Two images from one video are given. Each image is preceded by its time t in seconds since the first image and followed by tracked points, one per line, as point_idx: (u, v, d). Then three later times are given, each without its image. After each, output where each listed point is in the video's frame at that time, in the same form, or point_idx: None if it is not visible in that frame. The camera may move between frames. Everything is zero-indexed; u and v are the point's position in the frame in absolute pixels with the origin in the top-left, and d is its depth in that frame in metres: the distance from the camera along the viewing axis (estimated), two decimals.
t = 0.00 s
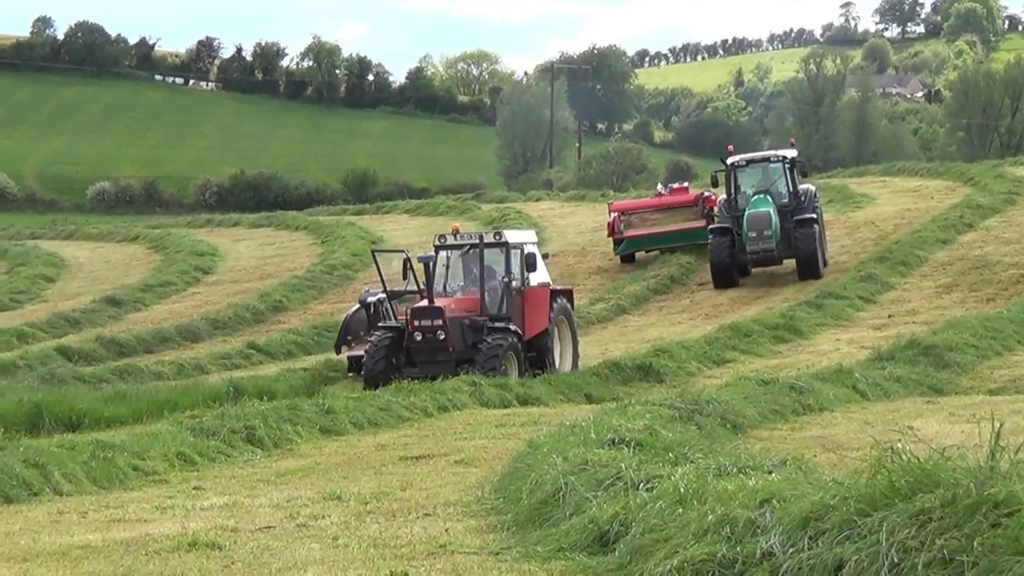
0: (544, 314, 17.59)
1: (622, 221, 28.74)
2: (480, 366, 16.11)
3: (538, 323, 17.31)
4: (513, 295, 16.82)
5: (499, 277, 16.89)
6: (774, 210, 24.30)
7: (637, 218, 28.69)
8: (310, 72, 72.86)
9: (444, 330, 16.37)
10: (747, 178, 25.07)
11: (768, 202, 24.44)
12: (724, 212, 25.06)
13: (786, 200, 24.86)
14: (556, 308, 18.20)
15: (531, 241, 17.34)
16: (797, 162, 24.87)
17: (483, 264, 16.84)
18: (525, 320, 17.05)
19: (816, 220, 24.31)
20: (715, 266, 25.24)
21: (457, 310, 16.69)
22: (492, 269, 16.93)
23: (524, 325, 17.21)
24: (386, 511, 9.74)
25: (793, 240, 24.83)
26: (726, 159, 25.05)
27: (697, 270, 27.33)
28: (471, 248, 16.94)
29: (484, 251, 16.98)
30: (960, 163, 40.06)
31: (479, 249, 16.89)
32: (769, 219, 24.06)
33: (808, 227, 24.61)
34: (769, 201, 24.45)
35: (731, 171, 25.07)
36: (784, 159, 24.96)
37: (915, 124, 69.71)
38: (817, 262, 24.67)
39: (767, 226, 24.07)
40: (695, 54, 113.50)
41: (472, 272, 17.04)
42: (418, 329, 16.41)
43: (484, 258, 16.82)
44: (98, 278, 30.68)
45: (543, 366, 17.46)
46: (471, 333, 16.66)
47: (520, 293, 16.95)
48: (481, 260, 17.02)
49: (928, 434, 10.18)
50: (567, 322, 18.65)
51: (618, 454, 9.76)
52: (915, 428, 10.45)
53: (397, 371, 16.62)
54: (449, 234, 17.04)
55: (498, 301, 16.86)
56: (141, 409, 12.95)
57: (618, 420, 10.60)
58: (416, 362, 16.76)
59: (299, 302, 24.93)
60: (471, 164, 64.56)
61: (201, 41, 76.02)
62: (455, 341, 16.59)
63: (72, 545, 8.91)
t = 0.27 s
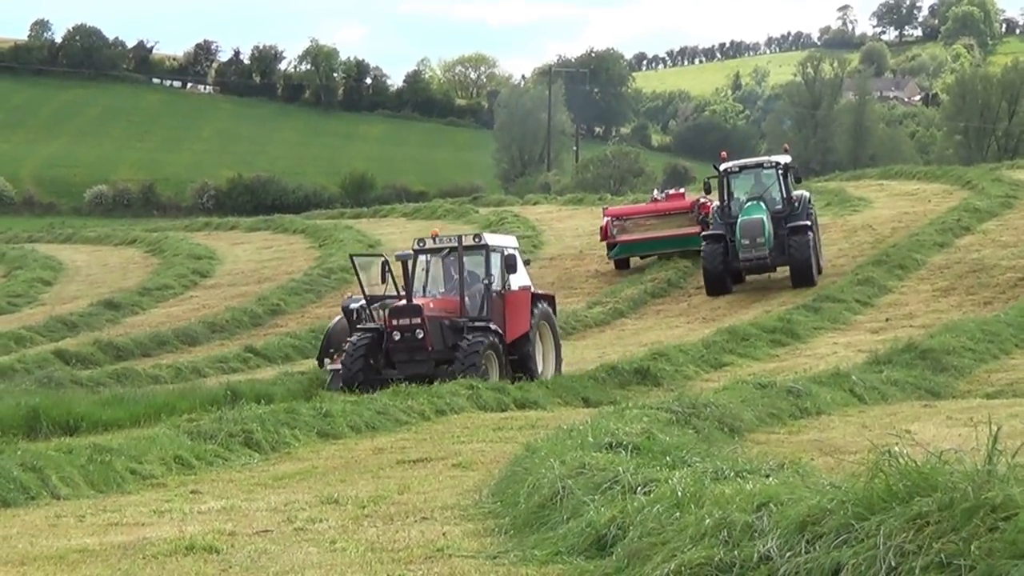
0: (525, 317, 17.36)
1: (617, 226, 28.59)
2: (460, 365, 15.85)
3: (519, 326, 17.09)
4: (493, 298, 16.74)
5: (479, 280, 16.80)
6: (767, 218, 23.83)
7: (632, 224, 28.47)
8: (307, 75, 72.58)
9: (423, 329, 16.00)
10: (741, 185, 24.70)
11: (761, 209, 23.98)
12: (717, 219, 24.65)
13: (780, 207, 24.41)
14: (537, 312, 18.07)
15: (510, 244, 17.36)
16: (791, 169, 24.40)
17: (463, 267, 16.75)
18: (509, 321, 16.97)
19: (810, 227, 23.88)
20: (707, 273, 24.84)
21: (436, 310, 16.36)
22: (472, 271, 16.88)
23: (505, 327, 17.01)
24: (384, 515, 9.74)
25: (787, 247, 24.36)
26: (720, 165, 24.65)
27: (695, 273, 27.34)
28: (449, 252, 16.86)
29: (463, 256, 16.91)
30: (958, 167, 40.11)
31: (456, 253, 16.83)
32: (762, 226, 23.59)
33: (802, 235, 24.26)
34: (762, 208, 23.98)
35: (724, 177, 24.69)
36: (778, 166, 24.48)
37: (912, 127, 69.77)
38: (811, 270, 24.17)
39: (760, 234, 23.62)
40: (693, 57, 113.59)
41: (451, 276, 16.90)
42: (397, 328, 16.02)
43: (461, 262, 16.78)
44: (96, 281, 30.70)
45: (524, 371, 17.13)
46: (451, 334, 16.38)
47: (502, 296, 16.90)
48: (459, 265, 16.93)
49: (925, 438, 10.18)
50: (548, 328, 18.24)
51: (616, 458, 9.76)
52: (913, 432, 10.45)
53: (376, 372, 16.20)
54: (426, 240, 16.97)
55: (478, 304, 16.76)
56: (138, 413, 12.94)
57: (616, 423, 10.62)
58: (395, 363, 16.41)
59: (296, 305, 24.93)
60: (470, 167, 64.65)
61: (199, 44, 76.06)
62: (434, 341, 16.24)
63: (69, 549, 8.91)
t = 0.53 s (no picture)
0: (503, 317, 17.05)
1: (612, 235, 28.36)
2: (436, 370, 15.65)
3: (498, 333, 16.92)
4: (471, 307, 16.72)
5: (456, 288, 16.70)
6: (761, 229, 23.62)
7: (627, 233, 28.29)
8: (304, 83, 72.14)
9: (399, 334, 15.84)
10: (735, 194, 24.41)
11: (755, 220, 23.76)
12: (711, 228, 24.45)
13: (775, 217, 24.15)
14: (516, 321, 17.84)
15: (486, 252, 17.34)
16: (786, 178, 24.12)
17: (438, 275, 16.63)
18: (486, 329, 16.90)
19: (805, 238, 23.63)
20: (701, 283, 24.62)
21: (413, 316, 16.18)
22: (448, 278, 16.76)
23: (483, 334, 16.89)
24: (381, 523, 9.74)
25: (781, 257, 24.11)
26: (714, 173, 24.35)
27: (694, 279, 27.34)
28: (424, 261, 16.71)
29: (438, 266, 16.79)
30: (954, 173, 40.14)
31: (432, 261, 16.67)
32: (756, 237, 23.38)
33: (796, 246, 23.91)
34: (756, 219, 23.77)
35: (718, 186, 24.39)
36: (773, 175, 24.18)
37: (909, 133, 69.83)
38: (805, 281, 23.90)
39: (754, 245, 23.40)
40: (690, 63, 113.66)
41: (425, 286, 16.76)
42: (372, 333, 15.87)
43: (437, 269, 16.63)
44: (94, 289, 30.69)
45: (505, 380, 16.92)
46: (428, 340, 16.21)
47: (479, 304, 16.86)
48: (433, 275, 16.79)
49: (923, 444, 10.17)
50: (529, 338, 17.97)
51: (613, 465, 9.76)
52: (910, 438, 10.44)
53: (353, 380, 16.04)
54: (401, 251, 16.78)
55: (455, 314, 16.67)
56: (135, 421, 12.94)
57: (613, 430, 10.61)
58: (373, 370, 16.21)
59: (293, 313, 24.92)
60: (467, 176, 64.76)
61: (196, 51, 75.90)
62: (411, 346, 16.03)
63: (67, 557, 8.90)
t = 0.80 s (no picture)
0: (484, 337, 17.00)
1: (605, 245, 27.69)
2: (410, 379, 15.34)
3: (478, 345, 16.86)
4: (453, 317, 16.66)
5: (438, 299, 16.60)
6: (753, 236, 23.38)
7: (620, 242, 27.66)
8: (301, 88, 72.20)
9: (372, 340, 15.42)
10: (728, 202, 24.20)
11: (748, 227, 23.54)
12: (703, 236, 24.21)
13: (769, 225, 23.96)
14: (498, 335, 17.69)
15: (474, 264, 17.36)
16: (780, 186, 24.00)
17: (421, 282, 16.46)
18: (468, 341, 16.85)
19: (798, 247, 23.44)
20: (692, 292, 24.29)
21: (387, 322, 15.82)
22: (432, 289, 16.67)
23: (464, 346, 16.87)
24: (378, 527, 9.74)
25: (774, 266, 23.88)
26: (708, 181, 24.18)
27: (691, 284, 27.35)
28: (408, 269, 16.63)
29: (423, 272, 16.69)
30: (950, 180, 40.23)
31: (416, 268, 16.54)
32: (748, 245, 23.13)
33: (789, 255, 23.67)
34: (749, 226, 23.55)
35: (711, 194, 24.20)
36: (767, 183, 24.06)
37: (906, 138, 69.90)
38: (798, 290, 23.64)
39: (746, 252, 23.14)
40: (686, 69, 113.85)
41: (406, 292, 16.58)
42: (345, 337, 15.44)
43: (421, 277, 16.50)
44: (91, 293, 30.70)
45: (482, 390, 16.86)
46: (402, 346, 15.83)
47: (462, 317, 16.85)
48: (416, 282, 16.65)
49: (919, 449, 10.17)
50: (510, 350, 17.78)
51: (610, 470, 9.77)
52: (906, 443, 10.46)
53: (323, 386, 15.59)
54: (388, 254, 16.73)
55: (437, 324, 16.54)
56: (132, 426, 12.93)
57: (610, 436, 10.61)
58: (344, 376, 15.79)
59: (290, 318, 24.93)
60: (464, 180, 64.90)
61: (192, 57, 75.72)
62: (384, 353, 15.64)
63: (64, 562, 8.91)
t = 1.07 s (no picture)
0: (472, 338, 17.03)
1: (600, 248, 27.70)
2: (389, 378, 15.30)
3: (466, 347, 16.89)
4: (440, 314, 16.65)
5: (427, 299, 16.60)
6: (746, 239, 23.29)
7: (616, 244, 27.60)
8: (299, 87, 72.27)
9: (351, 338, 15.37)
10: (723, 204, 24.07)
11: (741, 229, 23.44)
12: (698, 238, 24.13)
13: (763, 226, 23.87)
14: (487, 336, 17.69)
15: (469, 262, 17.31)
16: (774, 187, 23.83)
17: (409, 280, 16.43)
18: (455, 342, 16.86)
19: (792, 249, 23.33)
20: (685, 294, 24.19)
21: (369, 320, 15.78)
22: (422, 287, 16.67)
23: (451, 347, 16.83)
24: (378, 526, 9.75)
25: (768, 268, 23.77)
26: (702, 182, 24.04)
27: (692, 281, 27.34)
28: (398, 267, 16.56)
29: (413, 269, 16.70)
30: (949, 176, 40.22)
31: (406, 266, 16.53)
32: (741, 247, 23.05)
33: (784, 256, 23.53)
34: (741, 229, 23.47)
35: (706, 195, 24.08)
36: (761, 183, 23.89)
37: (907, 136, 69.89)
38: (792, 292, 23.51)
39: (739, 255, 23.06)
40: (685, 67, 114.00)
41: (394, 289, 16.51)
42: (327, 335, 15.39)
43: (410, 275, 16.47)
44: (91, 293, 30.71)
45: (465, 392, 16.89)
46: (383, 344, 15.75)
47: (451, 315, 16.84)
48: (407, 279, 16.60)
49: (919, 447, 10.16)
50: (498, 350, 17.75)
51: (610, 469, 9.78)
52: (906, 441, 10.45)
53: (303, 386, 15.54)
54: (380, 248, 16.68)
55: (426, 323, 16.56)
56: (132, 426, 12.95)
57: (610, 434, 10.59)
58: (324, 374, 15.72)
59: (290, 317, 24.93)
60: (463, 178, 64.98)
61: (191, 56, 75.55)
62: (365, 352, 15.58)
63: (64, 562, 8.91)
